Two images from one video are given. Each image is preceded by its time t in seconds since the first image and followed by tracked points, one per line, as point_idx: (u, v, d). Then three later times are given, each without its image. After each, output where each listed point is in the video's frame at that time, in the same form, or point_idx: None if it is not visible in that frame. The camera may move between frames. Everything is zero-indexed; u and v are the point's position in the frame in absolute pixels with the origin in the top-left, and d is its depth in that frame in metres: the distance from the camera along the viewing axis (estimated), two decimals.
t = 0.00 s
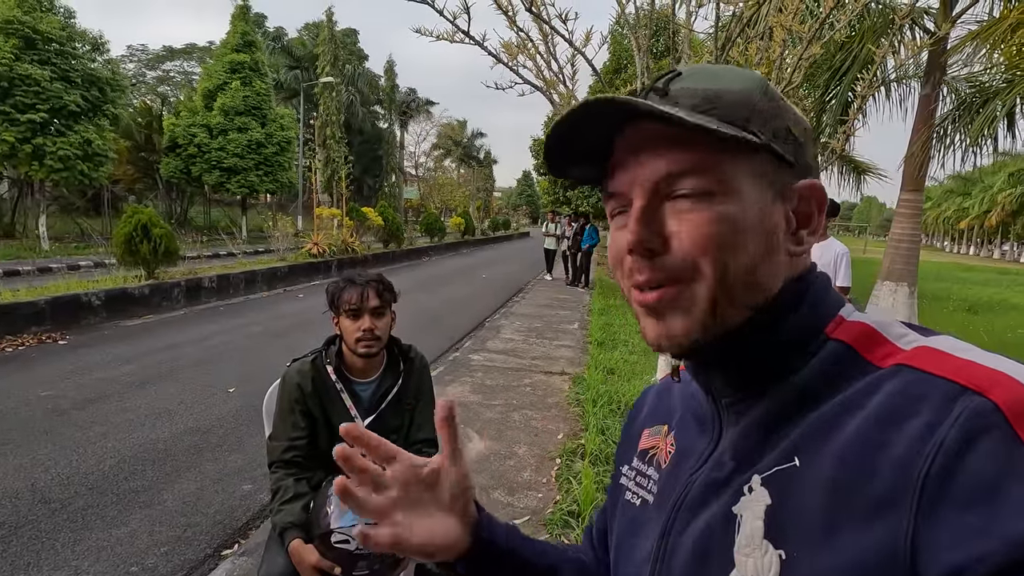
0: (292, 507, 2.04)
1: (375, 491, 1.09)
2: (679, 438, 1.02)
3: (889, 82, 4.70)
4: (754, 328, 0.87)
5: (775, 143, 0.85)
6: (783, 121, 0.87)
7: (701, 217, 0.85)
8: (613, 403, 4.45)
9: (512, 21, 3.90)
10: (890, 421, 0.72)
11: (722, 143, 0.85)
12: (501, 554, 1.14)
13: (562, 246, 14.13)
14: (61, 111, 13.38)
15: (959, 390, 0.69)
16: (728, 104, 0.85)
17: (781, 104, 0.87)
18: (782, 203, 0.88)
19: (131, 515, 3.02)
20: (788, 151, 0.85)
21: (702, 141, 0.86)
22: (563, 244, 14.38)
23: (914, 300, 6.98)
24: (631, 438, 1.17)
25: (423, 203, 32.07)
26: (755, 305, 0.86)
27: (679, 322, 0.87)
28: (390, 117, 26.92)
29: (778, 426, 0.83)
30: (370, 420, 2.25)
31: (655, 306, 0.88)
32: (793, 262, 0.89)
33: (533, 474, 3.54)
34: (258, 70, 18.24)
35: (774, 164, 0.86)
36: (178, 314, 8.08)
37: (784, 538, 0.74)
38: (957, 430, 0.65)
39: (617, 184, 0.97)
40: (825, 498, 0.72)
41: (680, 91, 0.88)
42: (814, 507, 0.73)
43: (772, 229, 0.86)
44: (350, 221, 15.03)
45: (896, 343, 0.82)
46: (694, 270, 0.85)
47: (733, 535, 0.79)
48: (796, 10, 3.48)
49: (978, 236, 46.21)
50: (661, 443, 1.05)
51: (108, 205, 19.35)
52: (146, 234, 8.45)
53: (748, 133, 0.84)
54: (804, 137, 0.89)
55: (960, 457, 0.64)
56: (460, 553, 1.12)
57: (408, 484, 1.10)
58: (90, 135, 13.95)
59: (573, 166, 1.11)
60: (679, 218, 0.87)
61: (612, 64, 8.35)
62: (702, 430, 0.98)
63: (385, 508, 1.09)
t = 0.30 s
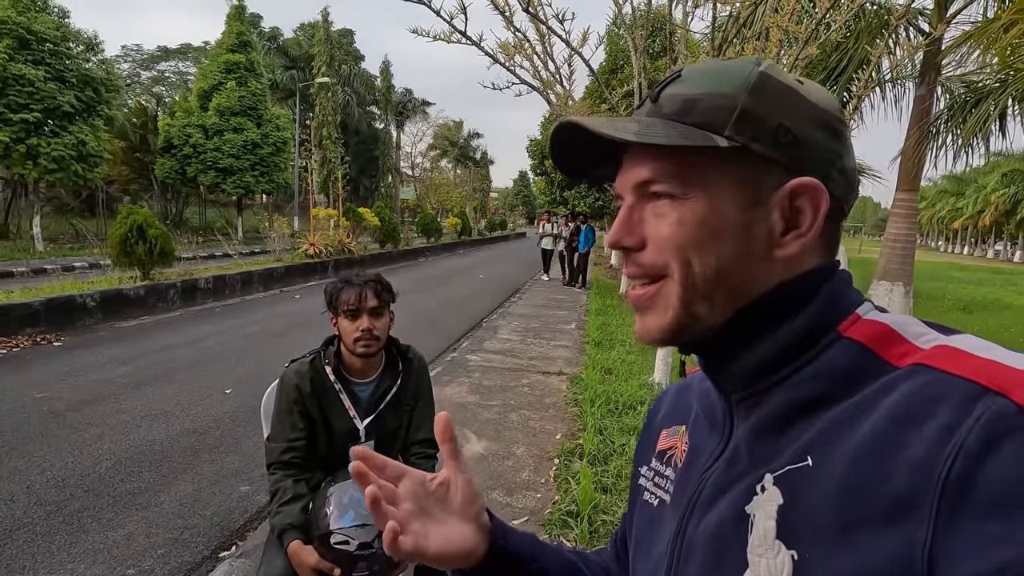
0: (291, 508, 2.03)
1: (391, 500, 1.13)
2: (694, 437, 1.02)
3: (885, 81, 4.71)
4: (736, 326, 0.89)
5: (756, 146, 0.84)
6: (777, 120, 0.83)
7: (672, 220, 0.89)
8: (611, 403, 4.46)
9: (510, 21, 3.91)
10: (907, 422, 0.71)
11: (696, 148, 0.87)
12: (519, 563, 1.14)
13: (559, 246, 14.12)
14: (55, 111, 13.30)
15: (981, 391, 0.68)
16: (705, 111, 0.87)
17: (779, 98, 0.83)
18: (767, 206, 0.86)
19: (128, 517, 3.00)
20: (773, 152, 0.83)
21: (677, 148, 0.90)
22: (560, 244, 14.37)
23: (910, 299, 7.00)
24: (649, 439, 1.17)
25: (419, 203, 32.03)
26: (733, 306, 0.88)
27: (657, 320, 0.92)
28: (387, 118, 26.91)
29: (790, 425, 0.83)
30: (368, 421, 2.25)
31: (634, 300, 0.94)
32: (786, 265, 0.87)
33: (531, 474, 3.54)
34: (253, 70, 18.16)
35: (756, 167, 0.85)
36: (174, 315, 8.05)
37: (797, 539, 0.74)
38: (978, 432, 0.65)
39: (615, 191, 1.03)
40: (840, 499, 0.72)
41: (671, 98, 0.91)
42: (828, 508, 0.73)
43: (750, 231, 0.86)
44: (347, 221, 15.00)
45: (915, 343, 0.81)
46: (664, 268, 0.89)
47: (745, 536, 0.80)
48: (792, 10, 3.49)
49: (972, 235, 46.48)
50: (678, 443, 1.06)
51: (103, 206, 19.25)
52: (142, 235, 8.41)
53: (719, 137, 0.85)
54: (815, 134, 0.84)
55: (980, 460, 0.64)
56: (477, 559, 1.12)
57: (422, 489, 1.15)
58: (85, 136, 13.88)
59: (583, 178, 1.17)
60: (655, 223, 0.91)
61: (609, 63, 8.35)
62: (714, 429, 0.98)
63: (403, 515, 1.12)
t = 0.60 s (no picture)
0: (291, 507, 2.03)
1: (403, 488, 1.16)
2: (709, 431, 1.02)
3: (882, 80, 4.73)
4: (751, 322, 0.90)
5: (769, 144, 0.84)
6: (793, 117, 0.83)
7: (686, 219, 0.91)
8: (609, 402, 4.48)
9: (507, 21, 3.93)
10: (918, 419, 0.72)
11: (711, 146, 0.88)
12: (533, 554, 1.15)
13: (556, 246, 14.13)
14: (50, 111, 13.22)
15: (994, 389, 0.69)
16: (720, 109, 0.87)
17: (797, 95, 0.83)
18: (782, 205, 0.87)
19: (126, 517, 2.99)
20: (784, 150, 0.84)
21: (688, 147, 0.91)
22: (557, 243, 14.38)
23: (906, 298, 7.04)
24: (665, 433, 1.17)
25: (416, 203, 32.01)
26: (747, 302, 0.89)
27: (674, 316, 0.93)
28: (384, 118, 26.90)
29: (803, 420, 0.84)
30: (368, 419, 2.25)
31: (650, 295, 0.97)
32: (801, 263, 0.87)
33: (531, 473, 3.54)
34: (250, 70, 18.08)
35: (767, 165, 0.86)
36: (171, 316, 8.02)
37: (806, 531, 0.76)
38: (990, 431, 0.65)
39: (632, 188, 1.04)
40: (849, 494, 0.73)
41: (686, 94, 0.92)
42: (839, 502, 0.74)
43: (765, 229, 0.87)
44: (344, 221, 14.99)
45: (931, 340, 0.81)
46: (678, 267, 0.91)
47: (755, 529, 0.81)
48: (789, 10, 3.51)
49: (967, 233, 46.71)
50: (692, 437, 1.07)
51: (98, 206, 19.18)
52: (138, 235, 8.39)
53: (734, 136, 0.86)
54: (829, 130, 0.84)
55: (991, 460, 0.65)
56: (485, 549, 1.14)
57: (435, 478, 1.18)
58: (80, 136, 13.83)
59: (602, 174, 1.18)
60: (670, 221, 0.93)
61: (606, 63, 8.36)
62: (729, 423, 0.98)
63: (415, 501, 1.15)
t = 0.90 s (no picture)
0: (287, 509, 2.03)
1: (420, 483, 1.06)
2: (701, 433, 1.03)
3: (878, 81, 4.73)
4: (763, 324, 0.89)
5: (793, 146, 0.85)
6: (808, 122, 0.85)
7: (707, 216, 0.89)
8: (606, 403, 4.49)
9: (504, 22, 3.94)
10: (906, 421, 0.72)
11: (736, 145, 0.87)
12: (529, 553, 1.16)
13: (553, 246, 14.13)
14: (46, 111, 13.17)
15: (980, 389, 0.69)
16: (744, 107, 0.86)
17: (811, 104, 0.86)
18: (800, 206, 0.88)
19: (122, 519, 2.99)
20: (801, 153, 0.85)
21: (711, 145, 0.89)
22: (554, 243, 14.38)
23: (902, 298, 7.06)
24: (655, 434, 1.18)
25: (413, 203, 32.00)
26: (763, 303, 0.89)
27: (686, 316, 0.91)
28: (381, 118, 26.90)
29: (797, 423, 0.84)
30: (364, 421, 2.25)
31: (662, 299, 0.93)
32: (811, 265, 0.89)
33: (527, 474, 3.55)
34: (247, 70, 18.02)
35: (788, 167, 0.87)
36: (167, 317, 8.01)
37: (797, 532, 0.76)
38: (974, 430, 0.66)
39: (634, 183, 1.01)
40: (840, 494, 0.73)
41: (702, 91, 0.90)
42: (830, 502, 0.74)
43: (784, 232, 0.87)
44: (341, 222, 14.99)
45: (918, 342, 0.82)
46: (698, 268, 0.89)
47: (747, 530, 0.81)
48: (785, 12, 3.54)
49: (963, 233, 46.85)
50: (683, 439, 1.07)
51: (95, 207, 19.13)
52: (134, 235, 8.37)
53: (760, 135, 0.85)
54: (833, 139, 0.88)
55: (977, 459, 0.64)
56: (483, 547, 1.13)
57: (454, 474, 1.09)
58: (76, 136, 13.79)
59: (593, 170, 1.15)
60: (686, 219, 0.91)
61: (602, 64, 8.37)
62: (721, 425, 0.99)
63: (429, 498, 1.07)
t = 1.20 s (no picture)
0: (282, 510, 2.03)
1: (458, 465, 1.06)
2: (686, 434, 1.03)
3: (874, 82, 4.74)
4: (761, 328, 0.88)
5: (788, 150, 0.86)
6: (798, 127, 0.86)
7: (709, 220, 0.87)
8: (603, 403, 4.50)
9: (501, 23, 3.96)
10: (888, 420, 0.73)
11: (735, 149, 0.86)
12: (528, 555, 1.17)
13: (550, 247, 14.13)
14: (41, 111, 13.11)
15: (959, 387, 0.70)
16: (742, 110, 0.85)
17: (800, 110, 0.87)
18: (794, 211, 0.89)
19: (118, 520, 2.98)
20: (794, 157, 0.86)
21: (711, 147, 0.88)
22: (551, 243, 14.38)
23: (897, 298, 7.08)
24: (639, 433, 1.18)
25: (410, 203, 31.97)
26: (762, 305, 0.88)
27: (686, 323, 0.89)
28: (378, 118, 26.89)
29: (783, 423, 0.84)
30: (359, 422, 2.25)
31: (661, 307, 0.90)
32: (802, 267, 0.89)
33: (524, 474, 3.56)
34: (244, 71, 17.96)
35: (782, 170, 0.87)
36: (163, 317, 7.99)
37: (782, 531, 0.76)
38: (954, 429, 0.66)
39: (628, 185, 0.98)
40: (825, 493, 0.74)
41: (699, 94, 0.89)
42: (815, 501, 0.74)
43: (780, 236, 0.87)
44: (338, 222, 14.97)
45: (900, 343, 0.82)
46: (702, 275, 0.87)
47: (732, 529, 0.82)
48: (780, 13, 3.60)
49: (959, 233, 46.95)
50: (668, 439, 1.07)
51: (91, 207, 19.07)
52: (130, 236, 8.34)
53: (757, 139, 0.84)
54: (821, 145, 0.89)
55: (957, 456, 0.65)
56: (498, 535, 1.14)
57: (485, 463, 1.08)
58: (72, 136, 13.74)
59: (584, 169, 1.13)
60: (686, 222, 0.89)
61: (599, 64, 8.37)
62: (708, 427, 0.99)
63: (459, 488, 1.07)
